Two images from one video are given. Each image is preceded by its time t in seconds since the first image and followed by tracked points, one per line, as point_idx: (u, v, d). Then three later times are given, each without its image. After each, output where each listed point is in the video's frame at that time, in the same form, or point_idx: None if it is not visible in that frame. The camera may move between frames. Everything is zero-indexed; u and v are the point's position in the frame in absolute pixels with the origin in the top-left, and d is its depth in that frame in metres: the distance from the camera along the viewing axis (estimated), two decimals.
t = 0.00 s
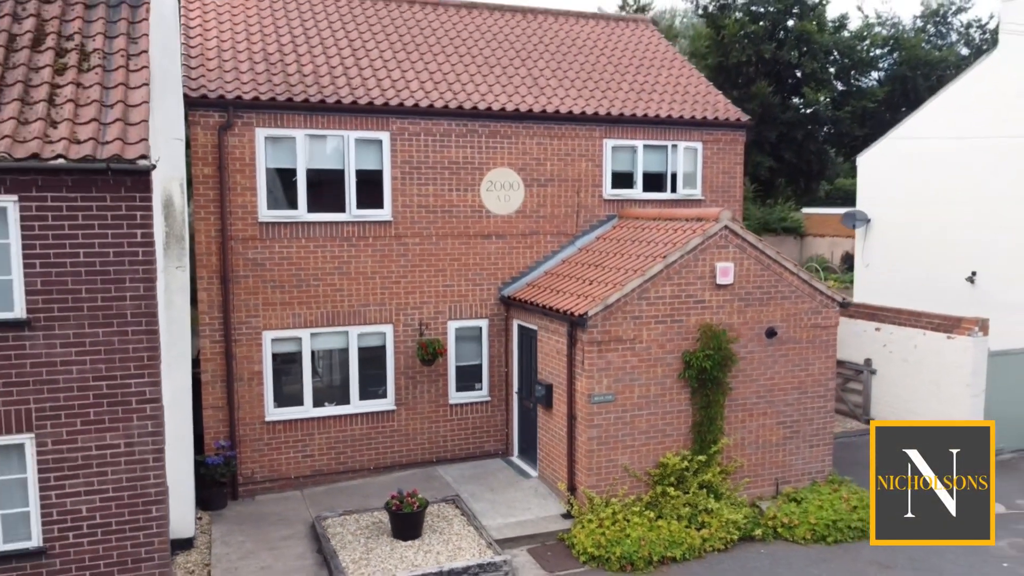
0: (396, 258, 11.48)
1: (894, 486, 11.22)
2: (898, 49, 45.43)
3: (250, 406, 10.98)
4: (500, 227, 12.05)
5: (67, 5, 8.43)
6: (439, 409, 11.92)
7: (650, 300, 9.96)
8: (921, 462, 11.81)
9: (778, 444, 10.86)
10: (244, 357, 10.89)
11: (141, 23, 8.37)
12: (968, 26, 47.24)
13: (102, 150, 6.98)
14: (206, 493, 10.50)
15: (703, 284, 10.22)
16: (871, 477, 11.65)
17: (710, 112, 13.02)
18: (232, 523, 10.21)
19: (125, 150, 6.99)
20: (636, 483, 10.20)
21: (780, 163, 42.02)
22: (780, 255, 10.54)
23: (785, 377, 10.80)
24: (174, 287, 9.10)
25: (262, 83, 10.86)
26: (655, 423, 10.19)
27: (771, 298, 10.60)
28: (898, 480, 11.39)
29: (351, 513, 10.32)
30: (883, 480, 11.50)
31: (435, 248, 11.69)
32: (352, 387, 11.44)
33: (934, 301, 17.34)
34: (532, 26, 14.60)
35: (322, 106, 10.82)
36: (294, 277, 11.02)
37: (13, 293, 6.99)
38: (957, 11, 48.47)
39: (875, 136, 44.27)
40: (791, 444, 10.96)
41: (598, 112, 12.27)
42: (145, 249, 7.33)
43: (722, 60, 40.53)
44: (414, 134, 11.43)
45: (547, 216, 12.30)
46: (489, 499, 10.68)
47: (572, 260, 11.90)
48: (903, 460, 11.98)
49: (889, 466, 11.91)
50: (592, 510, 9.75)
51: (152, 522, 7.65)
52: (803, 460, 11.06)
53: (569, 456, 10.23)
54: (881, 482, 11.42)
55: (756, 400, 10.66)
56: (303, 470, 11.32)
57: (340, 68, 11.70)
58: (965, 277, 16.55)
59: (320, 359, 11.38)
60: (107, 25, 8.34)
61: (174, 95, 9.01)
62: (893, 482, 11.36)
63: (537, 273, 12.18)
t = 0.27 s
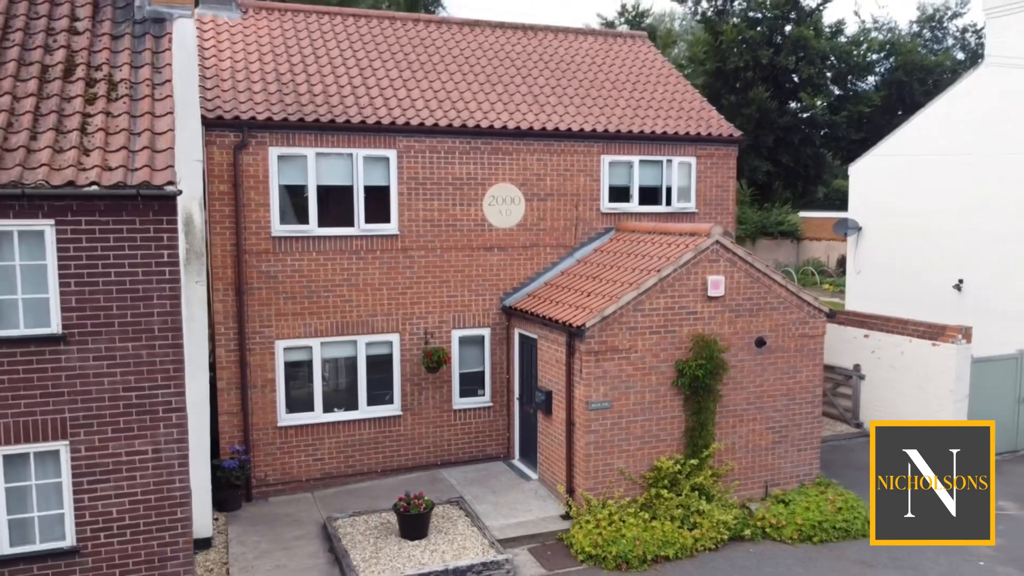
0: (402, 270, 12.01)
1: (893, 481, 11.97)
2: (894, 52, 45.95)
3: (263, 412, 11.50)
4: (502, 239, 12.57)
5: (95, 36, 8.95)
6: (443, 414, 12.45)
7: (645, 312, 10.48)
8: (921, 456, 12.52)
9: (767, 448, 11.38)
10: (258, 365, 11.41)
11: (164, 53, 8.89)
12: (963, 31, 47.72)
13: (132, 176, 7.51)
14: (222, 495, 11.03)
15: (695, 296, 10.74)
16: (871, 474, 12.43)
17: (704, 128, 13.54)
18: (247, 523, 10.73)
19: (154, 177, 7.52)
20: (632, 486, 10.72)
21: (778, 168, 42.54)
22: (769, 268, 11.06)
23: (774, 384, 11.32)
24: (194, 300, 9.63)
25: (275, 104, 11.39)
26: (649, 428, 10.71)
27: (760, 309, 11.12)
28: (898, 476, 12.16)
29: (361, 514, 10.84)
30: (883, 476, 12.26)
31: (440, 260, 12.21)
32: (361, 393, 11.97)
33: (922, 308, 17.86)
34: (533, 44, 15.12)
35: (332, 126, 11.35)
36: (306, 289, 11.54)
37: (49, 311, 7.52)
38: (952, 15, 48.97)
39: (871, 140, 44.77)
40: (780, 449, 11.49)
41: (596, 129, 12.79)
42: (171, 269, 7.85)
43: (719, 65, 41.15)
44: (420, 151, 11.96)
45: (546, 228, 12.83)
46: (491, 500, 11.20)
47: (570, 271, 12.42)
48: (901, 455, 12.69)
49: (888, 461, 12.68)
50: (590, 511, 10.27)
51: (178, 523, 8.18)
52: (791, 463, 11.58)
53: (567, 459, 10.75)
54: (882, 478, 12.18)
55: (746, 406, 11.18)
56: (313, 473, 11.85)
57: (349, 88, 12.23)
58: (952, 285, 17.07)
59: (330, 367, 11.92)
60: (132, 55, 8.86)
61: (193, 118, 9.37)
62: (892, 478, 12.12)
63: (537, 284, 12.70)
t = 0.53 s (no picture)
0: (409, 281, 12.54)
1: (892, 480, 12.69)
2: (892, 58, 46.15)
3: (276, 417, 12.04)
4: (504, 250, 13.10)
5: (121, 63, 9.50)
6: (448, 418, 12.99)
7: (641, 321, 11.01)
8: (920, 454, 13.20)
9: (758, 452, 11.91)
10: (271, 372, 11.95)
11: (186, 79, 9.43)
12: (959, 36, 48.22)
13: (160, 199, 8.04)
14: (237, 496, 11.56)
15: (689, 306, 11.27)
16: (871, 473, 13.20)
17: (698, 143, 14.07)
18: (262, 523, 11.27)
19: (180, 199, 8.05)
20: (628, 487, 11.24)
21: (775, 172, 43.07)
22: (759, 279, 11.60)
23: (764, 390, 11.86)
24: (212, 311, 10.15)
25: (287, 122, 11.92)
26: (645, 432, 11.24)
27: (751, 318, 11.65)
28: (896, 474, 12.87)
29: (370, 514, 11.37)
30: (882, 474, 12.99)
31: (444, 271, 12.75)
32: (369, 398, 12.51)
33: (912, 314, 18.39)
34: (533, 60, 15.65)
35: (342, 143, 11.88)
36: (317, 299, 12.07)
37: (83, 324, 8.06)
38: (949, 21, 49.47)
39: (867, 145, 45.30)
40: (770, 452, 12.01)
41: (594, 145, 13.32)
42: (195, 284, 8.38)
43: (717, 71, 41.67)
44: (425, 167, 12.49)
45: (547, 240, 13.37)
46: (494, 501, 11.74)
47: (570, 281, 12.95)
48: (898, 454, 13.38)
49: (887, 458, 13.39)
50: (588, 511, 10.80)
51: (201, 523, 8.72)
52: (781, 465, 12.10)
53: (567, 462, 11.28)
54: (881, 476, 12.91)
55: (737, 411, 11.71)
56: (324, 474, 12.40)
57: (357, 106, 12.77)
58: (941, 292, 17.58)
59: (340, 373, 12.45)
60: (156, 81, 9.41)
61: (215, 134, 9.65)
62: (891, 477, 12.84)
63: (537, 293, 13.23)
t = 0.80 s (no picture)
0: (415, 290, 13.09)
1: (892, 480, 13.38)
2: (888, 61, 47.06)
3: (289, 420, 12.59)
4: (507, 260, 13.64)
5: (145, 87, 10.05)
6: (453, 422, 13.54)
7: (637, 330, 11.56)
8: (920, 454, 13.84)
9: (750, 454, 12.45)
10: (284, 378, 12.49)
11: (207, 102, 9.97)
12: (955, 41, 48.77)
13: (185, 219, 8.57)
14: (252, 496, 12.10)
15: (683, 316, 11.81)
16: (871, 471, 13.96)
17: (693, 156, 14.61)
18: (276, 522, 11.82)
19: (205, 219, 8.59)
20: (625, 488, 11.79)
21: (773, 176, 43.60)
22: (750, 289, 12.14)
23: (756, 395, 12.40)
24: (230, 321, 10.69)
25: (300, 139, 12.46)
26: (641, 436, 11.79)
27: (743, 327, 12.20)
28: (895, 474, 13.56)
29: (379, 514, 11.91)
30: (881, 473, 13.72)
31: (449, 281, 13.29)
32: (378, 403, 13.06)
33: (902, 319, 18.93)
34: (535, 75, 16.19)
35: (352, 159, 12.42)
36: (328, 308, 12.62)
37: (114, 336, 8.60)
38: (944, 26, 50.03)
39: (864, 149, 45.85)
40: (762, 454, 12.56)
41: (594, 159, 13.87)
42: (219, 298, 8.93)
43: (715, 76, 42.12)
44: (432, 181, 13.04)
45: (548, 250, 13.91)
46: (498, 501, 12.28)
47: (570, 291, 13.49)
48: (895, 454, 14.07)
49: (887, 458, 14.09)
50: (587, 511, 11.34)
51: (223, 522, 9.27)
52: (772, 467, 12.65)
53: (567, 464, 11.82)
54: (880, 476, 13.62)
55: (730, 415, 12.26)
56: (334, 475, 12.94)
57: (366, 122, 13.31)
58: (930, 298, 18.12)
59: (350, 378, 13.00)
60: (179, 105, 9.96)
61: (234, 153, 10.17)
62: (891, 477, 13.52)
63: (539, 301, 13.78)
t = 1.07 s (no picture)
0: (422, 300, 13.64)
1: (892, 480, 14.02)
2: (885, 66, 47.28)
3: (300, 425, 13.14)
4: (510, 271, 14.20)
5: (168, 109, 10.61)
6: (457, 426, 14.10)
7: (634, 339, 12.11)
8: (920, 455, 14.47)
9: (742, 457, 13.01)
10: (296, 384, 13.05)
11: (225, 124, 10.52)
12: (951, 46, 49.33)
13: (209, 237, 9.12)
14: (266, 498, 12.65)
15: (678, 325, 12.36)
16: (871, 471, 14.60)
17: (689, 170, 15.16)
18: (290, 522, 12.37)
19: (227, 237, 9.14)
20: (623, 489, 12.34)
21: (770, 180, 44.15)
22: (742, 299, 12.70)
23: (748, 401, 12.95)
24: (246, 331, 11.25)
25: (311, 155, 13.02)
26: (638, 440, 12.34)
27: (735, 335, 12.75)
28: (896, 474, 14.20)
29: (387, 514, 12.46)
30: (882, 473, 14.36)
31: (454, 290, 13.85)
32: (385, 408, 13.62)
33: (892, 325, 19.49)
34: (535, 89, 16.74)
35: (361, 175, 12.98)
36: (338, 317, 13.17)
37: (141, 347, 9.17)
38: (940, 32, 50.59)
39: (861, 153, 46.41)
40: (754, 457, 13.11)
41: (592, 173, 14.42)
42: (239, 311, 9.48)
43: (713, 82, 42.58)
44: (437, 195, 13.60)
45: (548, 261, 14.47)
46: (501, 502, 12.84)
47: (569, 300, 14.05)
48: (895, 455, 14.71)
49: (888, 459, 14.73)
50: (587, 512, 11.89)
51: (243, 522, 9.83)
52: (763, 469, 13.20)
53: (567, 467, 12.38)
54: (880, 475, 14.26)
55: (723, 420, 12.81)
56: (344, 477, 13.50)
57: (374, 138, 13.87)
58: (919, 306, 18.67)
59: (359, 384, 13.55)
60: (199, 127, 10.51)
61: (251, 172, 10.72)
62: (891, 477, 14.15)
63: (540, 310, 14.34)
